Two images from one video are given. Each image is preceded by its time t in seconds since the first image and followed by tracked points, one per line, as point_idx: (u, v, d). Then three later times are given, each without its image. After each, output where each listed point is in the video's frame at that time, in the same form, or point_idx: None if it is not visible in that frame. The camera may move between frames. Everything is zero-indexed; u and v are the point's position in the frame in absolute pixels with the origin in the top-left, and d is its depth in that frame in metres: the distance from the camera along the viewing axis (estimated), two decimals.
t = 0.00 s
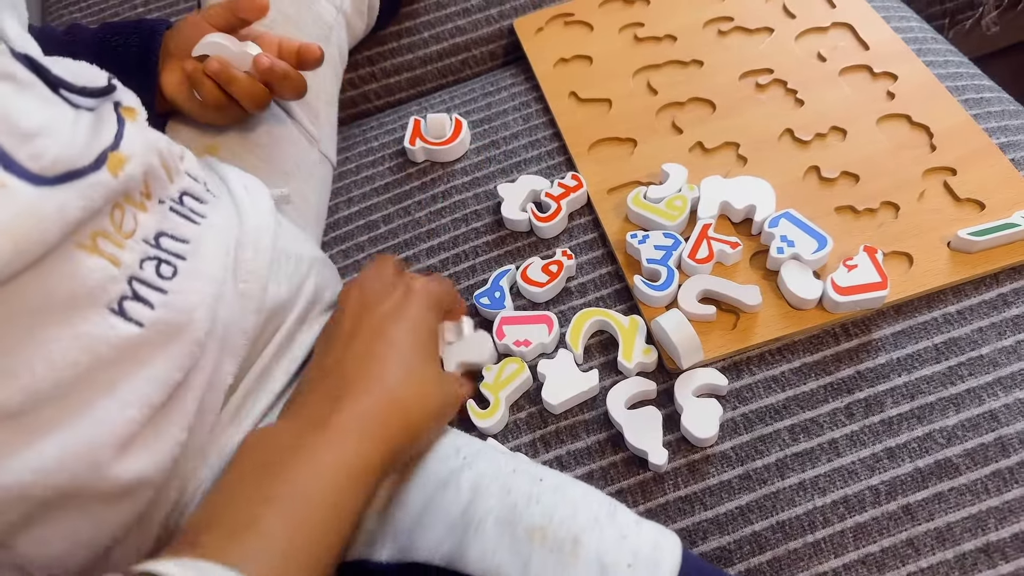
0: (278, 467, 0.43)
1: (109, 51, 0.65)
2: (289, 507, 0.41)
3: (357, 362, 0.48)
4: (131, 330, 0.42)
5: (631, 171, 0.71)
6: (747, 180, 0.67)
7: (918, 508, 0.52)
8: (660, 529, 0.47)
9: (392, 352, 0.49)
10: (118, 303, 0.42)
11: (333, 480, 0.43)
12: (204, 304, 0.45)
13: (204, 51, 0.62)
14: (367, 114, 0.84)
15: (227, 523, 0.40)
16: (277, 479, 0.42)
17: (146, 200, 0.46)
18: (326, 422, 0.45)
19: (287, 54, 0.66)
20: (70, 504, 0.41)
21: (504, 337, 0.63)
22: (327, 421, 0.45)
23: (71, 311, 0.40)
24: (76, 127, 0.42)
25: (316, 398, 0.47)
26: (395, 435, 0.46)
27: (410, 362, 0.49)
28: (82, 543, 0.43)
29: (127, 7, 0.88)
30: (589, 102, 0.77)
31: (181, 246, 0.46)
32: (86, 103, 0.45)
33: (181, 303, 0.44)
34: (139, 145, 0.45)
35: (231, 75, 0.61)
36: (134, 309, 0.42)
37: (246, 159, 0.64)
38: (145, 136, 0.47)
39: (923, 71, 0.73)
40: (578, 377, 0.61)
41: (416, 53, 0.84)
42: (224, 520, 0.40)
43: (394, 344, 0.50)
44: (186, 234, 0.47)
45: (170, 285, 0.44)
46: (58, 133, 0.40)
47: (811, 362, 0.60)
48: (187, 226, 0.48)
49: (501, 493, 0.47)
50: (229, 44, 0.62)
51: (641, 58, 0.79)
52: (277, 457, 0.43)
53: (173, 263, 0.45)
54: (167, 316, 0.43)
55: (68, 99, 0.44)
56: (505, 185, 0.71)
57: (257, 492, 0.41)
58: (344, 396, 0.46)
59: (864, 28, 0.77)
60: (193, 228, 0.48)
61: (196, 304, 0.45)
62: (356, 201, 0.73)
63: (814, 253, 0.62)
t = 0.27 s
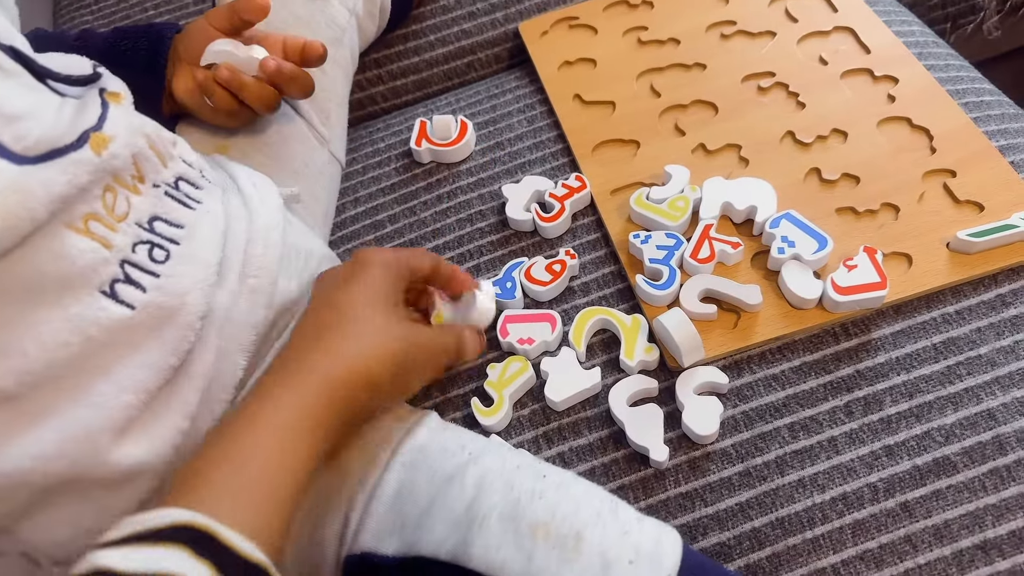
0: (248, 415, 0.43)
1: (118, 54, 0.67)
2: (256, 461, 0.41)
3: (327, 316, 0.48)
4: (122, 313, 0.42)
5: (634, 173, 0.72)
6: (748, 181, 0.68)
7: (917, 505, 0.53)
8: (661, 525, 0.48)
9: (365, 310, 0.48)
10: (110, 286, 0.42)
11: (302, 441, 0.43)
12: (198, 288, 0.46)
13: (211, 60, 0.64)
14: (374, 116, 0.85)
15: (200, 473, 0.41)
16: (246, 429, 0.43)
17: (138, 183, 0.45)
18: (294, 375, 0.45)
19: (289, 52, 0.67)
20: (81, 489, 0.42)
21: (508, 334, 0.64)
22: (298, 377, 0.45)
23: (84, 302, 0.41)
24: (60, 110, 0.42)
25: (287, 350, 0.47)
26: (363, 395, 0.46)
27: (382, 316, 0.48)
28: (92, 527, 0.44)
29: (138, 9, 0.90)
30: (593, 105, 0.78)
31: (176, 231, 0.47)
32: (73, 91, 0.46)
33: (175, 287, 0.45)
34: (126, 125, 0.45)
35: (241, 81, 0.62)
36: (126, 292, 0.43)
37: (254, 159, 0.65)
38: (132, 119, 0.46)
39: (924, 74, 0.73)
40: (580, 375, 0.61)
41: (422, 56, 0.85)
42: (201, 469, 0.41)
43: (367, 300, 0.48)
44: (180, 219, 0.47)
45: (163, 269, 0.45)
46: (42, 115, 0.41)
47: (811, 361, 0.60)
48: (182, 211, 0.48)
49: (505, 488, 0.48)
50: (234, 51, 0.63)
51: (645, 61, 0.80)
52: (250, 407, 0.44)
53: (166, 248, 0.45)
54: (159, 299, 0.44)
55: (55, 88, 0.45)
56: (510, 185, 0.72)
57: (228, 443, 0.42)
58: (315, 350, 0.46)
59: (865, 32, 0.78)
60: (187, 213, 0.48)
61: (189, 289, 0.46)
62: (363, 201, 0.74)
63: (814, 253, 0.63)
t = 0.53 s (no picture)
0: (206, 391, 0.42)
1: (115, 61, 0.67)
2: (217, 437, 0.40)
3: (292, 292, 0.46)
4: (117, 310, 0.42)
5: (632, 176, 0.72)
6: (747, 184, 0.68)
7: (915, 507, 0.53)
8: (659, 527, 0.48)
9: (330, 284, 0.46)
10: (103, 284, 0.42)
11: (261, 415, 0.41)
12: (193, 284, 0.46)
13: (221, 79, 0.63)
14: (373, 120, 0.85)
15: (157, 452, 0.39)
16: (207, 404, 0.41)
17: (130, 179, 0.46)
18: (255, 350, 0.43)
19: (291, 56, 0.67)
20: (80, 490, 0.42)
21: (506, 337, 0.64)
22: (259, 349, 0.43)
23: (78, 301, 0.41)
24: (48, 104, 0.43)
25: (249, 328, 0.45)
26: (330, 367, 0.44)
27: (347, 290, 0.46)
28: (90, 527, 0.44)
29: (139, 13, 0.90)
30: (592, 108, 0.78)
31: (170, 227, 0.47)
32: (59, 85, 0.46)
33: (170, 283, 0.45)
34: (113, 121, 0.45)
35: (258, 99, 0.63)
36: (120, 289, 0.43)
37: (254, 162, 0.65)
38: (118, 116, 0.46)
39: (922, 77, 0.74)
40: (579, 378, 0.61)
41: (422, 60, 0.85)
42: (155, 450, 0.39)
43: (330, 273, 0.47)
44: (173, 215, 0.48)
45: (157, 265, 0.45)
46: (28, 109, 0.41)
47: (810, 363, 0.60)
48: (174, 207, 0.48)
49: (504, 490, 0.48)
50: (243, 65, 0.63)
51: (643, 65, 0.80)
52: (209, 384, 0.42)
53: (159, 243, 0.46)
54: (154, 296, 0.44)
55: (42, 82, 0.45)
56: (509, 189, 0.72)
57: (190, 419, 0.40)
58: (277, 326, 0.44)
59: (863, 35, 0.78)
60: (180, 209, 0.48)
61: (184, 285, 0.46)
62: (362, 204, 0.74)
63: (812, 256, 0.63)
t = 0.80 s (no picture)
0: (194, 403, 0.41)
1: (106, 69, 0.66)
2: (209, 447, 0.39)
3: (278, 300, 0.46)
4: (109, 326, 0.42)
5: (629, 182, 0.71)
6: (744, 190, 0.68)
7: (915, 515, 0.53)
8: (657, 535, 0.47)
9: (318, 291, 0.46)
10: (94, 300, 0.42)
11: (254, 424, 0.41)
12: (185, 298, 0.46)
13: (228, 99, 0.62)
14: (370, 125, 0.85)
15: (148, 467, 0.38)
16: (196, 415, 0.40)
17: (120, 193, 0.45)
18: (243, 358, 0.43)
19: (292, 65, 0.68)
20: (73, 506, 0.42)
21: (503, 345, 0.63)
22: (248, 358, 0.43)
23: (70, 316, 0.41)
24: (35, 119, 0.42)
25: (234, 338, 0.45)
26: (320, 373, 0.44)
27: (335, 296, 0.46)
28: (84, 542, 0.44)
29: (135, 19, 0.90)
30: (589, 113, 0.77)
31: (161, 240, 0.47)
32: (47, 98, 0.46)
33: (161, 297, 0.45)
34: (101, 135, 0.45)
35: (267, 117, 0.64)
36: (112, 305, 0.42)
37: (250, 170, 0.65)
38: (106, 129, 0.45)
39: (920, 82, 0.73)
40: (576, 386, 0.61)
41: (418, 65, 0.85)
42: (146, 466, 0.38)
43: (318, 281, 0.47)
44: (164, 229, 0.47)
45: (148, 279, 0.45)
46: (16, 124, 0.41)
47: (808, 370, 0.60)
48: (165, 219, 0.48)
49: (500, 500, 0.48)
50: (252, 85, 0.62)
51: (640, 69, 0.80)
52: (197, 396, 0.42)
53: (151, 257, 0.45)
54: (146, 311, 0.44)
55: (29, 95, 0.45)
56: (505, 195, 0.72)
57: (182, 431, 0.40)
58: (264, 334, 0.44)
59: (861, 39, 0.78)
60: (171, 222, 0.48)
61: (176, 299, 0.45)
62: (358, 211, 0.74)
63: (810, 262, 0.62)
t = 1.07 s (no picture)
0: (194, 400, 0.41)
1: (108, 69, 0.65)
2: (208, 446, 0.39)
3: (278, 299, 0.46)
4: (108, 328, 0.42)
5: (634, 178, 0.71)
6: (749, 186, 0.67)
7: (923, 513, 0.52)
8: (663, 534, 0.47)
9: (318, 289, 0.46)
10: (93, 302, 0.42)
11: (253, 423, 0.41)
12: (185, 299, 0.45)
13: (226, 97, 0.63)
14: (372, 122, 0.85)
15: (146, 465, 0.38)
16: (195, 413, 0.40)
17: (118, 193, 0.45)
18: (242, 357, 0.42)
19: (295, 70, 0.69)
20: (75, 508, 0.41)
21: (505, 344, 0.63)
22: (248, 356, 0.42)
23: (70, 319, 0.41)
24: (30, 117, 0.42)
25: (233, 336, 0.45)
26: (319, 372, 0.44)
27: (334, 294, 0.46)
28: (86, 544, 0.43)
29: (136, 18, 0.89)
30: (592, 110, 0.77)
31: (160, 240, 0.46)
32: (42, 95, 0.45)
33: (161, 298, 0.44)
34: (97, 134, 0.44)
35: (263, 120, 0.64)
36: (111, 307, 0.42)
37: (251, 169, 0.64)
38: (103, 128, 0.45)
39: (926, 76, 0.73)
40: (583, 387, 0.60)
41: (420, 62, 0.85)
42: (144, 465, 0.38)
43: (318, 279, 0.47)
44: (164, 228, 0.47)
45: (147, 280, 0.44)
46: (11, 121, 0.41)
47: (815, 367, 0.59)
48: (165, 219, 0.47)
49: (505, 499, 0.47)
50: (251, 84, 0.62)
51: (644, 65, 0.79)
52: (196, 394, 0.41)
53: (150, 258, 0.45)
54: (145, 312, 0.43)
55: (25, 93, 0.44)
56: (508, 192, 0.71)
57: (181, 429, 0.39)
58: (264, 332, 0.44)
59: (865, 34, 0.77)
60: (171, 221, 0.48)
61: (175, 300, 0.45)
62: (361, 208, 0.74)
63: (816, 258, 0.62)
